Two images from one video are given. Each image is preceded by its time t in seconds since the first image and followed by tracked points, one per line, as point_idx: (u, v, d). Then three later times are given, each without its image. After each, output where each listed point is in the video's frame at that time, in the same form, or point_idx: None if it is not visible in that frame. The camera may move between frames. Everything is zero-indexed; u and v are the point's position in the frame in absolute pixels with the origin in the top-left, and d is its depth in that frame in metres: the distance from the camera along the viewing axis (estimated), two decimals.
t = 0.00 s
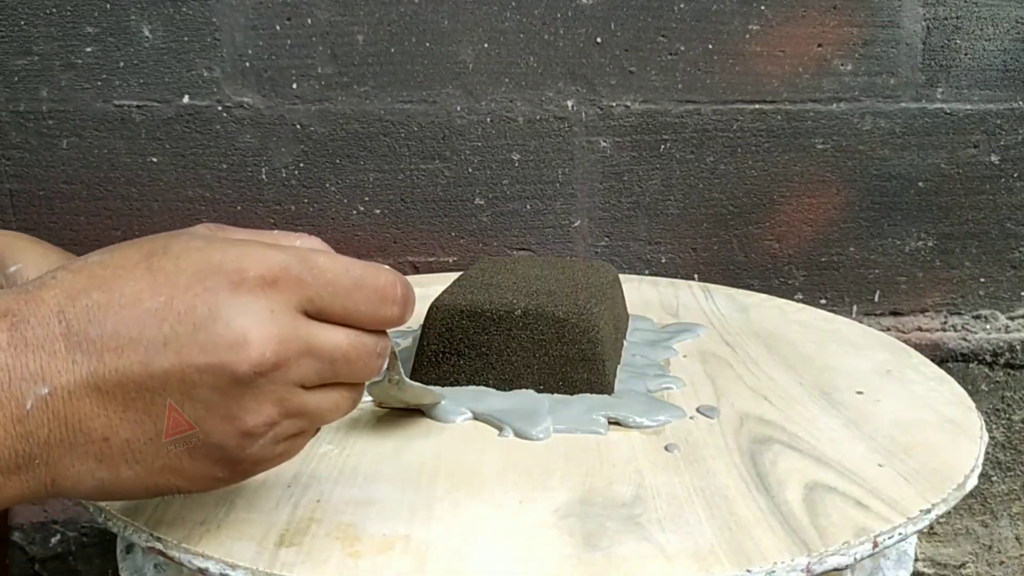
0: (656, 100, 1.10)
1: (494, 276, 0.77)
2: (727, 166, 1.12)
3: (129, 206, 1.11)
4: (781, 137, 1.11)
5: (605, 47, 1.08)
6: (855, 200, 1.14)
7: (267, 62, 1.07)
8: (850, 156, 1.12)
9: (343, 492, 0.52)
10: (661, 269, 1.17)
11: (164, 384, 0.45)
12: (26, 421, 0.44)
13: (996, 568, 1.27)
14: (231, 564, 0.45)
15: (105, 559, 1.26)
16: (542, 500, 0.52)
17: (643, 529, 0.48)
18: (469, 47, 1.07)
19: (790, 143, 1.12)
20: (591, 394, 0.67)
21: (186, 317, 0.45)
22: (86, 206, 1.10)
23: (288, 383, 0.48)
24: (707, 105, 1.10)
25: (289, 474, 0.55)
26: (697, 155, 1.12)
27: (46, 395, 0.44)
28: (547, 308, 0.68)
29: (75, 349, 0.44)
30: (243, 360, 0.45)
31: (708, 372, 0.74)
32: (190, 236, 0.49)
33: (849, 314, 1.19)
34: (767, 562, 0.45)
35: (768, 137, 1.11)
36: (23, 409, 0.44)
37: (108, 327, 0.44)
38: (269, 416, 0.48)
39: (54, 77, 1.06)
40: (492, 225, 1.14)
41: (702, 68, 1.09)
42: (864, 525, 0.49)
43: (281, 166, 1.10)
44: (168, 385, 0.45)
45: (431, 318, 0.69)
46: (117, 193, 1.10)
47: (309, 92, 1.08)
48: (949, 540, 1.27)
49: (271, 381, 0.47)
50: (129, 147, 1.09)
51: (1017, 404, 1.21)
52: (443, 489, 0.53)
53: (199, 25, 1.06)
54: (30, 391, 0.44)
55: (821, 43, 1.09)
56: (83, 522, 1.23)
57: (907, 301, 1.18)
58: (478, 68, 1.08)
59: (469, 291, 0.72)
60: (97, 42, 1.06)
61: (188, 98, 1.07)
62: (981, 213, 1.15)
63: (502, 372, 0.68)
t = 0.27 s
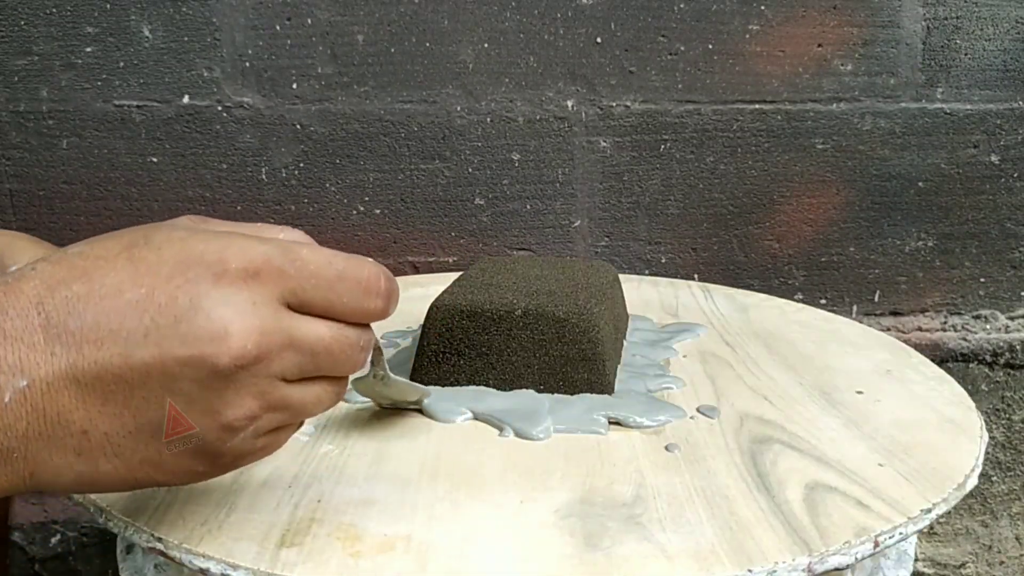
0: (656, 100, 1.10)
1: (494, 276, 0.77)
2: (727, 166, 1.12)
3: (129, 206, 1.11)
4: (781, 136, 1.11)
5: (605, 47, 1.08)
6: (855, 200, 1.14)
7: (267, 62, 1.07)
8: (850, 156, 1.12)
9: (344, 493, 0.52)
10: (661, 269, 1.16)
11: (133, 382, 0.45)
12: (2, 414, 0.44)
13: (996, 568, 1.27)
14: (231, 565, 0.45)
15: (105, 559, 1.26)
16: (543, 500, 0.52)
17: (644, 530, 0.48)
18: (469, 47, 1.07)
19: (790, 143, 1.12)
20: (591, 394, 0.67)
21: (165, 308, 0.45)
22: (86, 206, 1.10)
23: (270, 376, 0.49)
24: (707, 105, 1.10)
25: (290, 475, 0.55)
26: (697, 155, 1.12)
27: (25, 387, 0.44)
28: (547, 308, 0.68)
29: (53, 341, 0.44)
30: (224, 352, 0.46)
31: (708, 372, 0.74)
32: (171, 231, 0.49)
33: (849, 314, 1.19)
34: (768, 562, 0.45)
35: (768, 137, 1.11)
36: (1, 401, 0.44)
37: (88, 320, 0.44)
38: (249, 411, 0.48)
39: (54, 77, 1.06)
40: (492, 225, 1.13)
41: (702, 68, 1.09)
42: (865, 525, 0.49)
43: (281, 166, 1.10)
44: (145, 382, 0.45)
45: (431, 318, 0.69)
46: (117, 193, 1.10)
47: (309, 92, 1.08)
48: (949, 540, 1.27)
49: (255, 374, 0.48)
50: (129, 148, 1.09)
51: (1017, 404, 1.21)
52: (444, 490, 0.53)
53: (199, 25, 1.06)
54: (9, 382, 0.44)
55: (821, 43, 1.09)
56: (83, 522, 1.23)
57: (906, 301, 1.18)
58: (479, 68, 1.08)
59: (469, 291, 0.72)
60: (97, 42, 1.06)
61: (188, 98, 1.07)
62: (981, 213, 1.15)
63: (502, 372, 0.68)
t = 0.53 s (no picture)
0: (656, 100, 1.10)
1: (494, 276, 0.77)
2: (727, 166, 1.12)
3: (129, 206, 1.11)
4: (781, 136, 1.11)
5: (605, 47, 1.08)
6: (855, 200, 1.14)
7: (267, 62, 1.07)
8: (850, 156, 1.12)
9: (343, 493, 0.52)
10: (661, 270, 1.16)
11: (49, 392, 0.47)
12: None
13: (996, 568, 1.27)
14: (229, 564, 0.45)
15: (105, 559, 1.26)
16: (542, 500, 0.52)
17: (642, 530, 0.48)
18: (469, 47, 1.07)
19: (790, 143, 1.12)
20: (591, 394, 0.67)
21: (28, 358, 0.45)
22: (86, 206, 1.11)
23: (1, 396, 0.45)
24: (707, 105, 1.10)
25: (288, 474, 0.55)
26: (697, 155, 1.12)
27: None
28: (546, 308, 0.68)
29: None
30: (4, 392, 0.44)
31: (708, 373, 0.73)
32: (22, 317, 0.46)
33: (849, 314, 1.19)
34: (766, 562, 0.45)
35: (769, 137, 1.11)
36: None
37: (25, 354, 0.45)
38: None
39: (54, 77, 1.06)
40: (491, 225, 1.13)
41: (702, 69, 1.09)
42: (864, 525, 0.49)
43: (281, 166, 1.10)
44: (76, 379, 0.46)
45: (430, 318, 0.69)
46: (116, 193, 1.10)
47: (309, 92, 1.08)
48: (949, 540, 1.27)
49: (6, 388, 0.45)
50: (129, 148, 1.09)
51: (1017, 404, 1.21)
52: (442, 490, 0.53)
53: (199, 25, 1.06)
54: None
55: (821, 43, 1.09)
56: (83, 522, 1.23)
57: (907, 301, 1.18)
58: (479, 69, 1.08)
59: (468, 291, 0.72)
60: (97, 42, 1.06)
61: (188, 98, 1.07)
62: (981, 213, 1.15)
63: (501, 372, 0.68)
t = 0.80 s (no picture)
0: (656, 100, 1.10)
1: (493, 275, 0.77)
2: (727, 166, 1.12)
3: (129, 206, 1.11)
4: (781, 136, 1.11)
5: (605, 47, 1.08)
6: (855, 200, 1.14)
7: (267, 63, 1.07)
8: (850, 156, 1.12)
9: (352, 494, 0.52)
10: (661, 270, 1.16)
11: None
12: None
13: (996, 568, 1.27)
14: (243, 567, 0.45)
15: (105, 559, 1.26)
16: (550, 500, 0.52)
17: (655, 528, 0.48)
18: (469, 47, 1.07)
19: (790, 143, 1.12)
20: (594, 394, 0.67)
21: None
22: (86, 206, 1.11)
23: None
24: (707, 105, 1.10)
25: (295, 476, 0.54)
26: (697, 155, 1.12)
27: None
28: (549, 308, 0.68)
29: None
30: None
31: (708, 371, 0.73)
32: None
33: (849, 314, 1.19)
34: (780, 559, 0.45)
35: (768, 137, 1.11)
36: None
37: None
38: None
39: (54, 77, 1.06)
40: (492, 225, 1.13)
41: (702, 68, 1.09)
42: (873, 521, 0.49)
43: (281, 166, 1.10)
44: None
45: (432, 319, 0.68)
46: (116, 193, 1.10)
47: (309, 92, 1.08)
48: (949, 540, 1.27)
49: None
50: (129, 148, 1.09)
51: (1017, 404, 1.21)
52: (451, 490, 0.53)
53: (199, 25, 1.06)
54: None
55: (821, 43, 1.09)
56: (83, 522, 1.23)
57: (907, 301, 1.18)
58: (479, 69, 1.08)
59: (469, 291, 0.71)
60: (97, 42, 1.06)
61: (188, 98, 1.07)
62: (981, 213, 1.15)
63: (505, 372, 0.68)
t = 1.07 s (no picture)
0: (656, 100, 1.10)
1: (493, 275, 0.77)
2: (727, 166, 1.12)
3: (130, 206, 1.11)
4: (781, 136, 1.11)
5: (605, 47, 1.08)
6: (855, 200, 1.14)
7: (267, 62, 1.07)
8: (850, 156, 1.12)
9: (364, 496, 0.52)
10: (661, 270, 1.16)
11: None
12: None
13: (996, 568, 1.27)
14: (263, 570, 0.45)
15: (105, 559, 1.26)
16: (563, 500, 0.52)
17: (671, 526, 0.48)
18: (469, 47, 1.07)
19: (790, 143, 1.12)
20: (599, 393, 0.67)
21: None
22: (86, 206, 1.11)
23: None
24: (707, 105, 1.10)
25: (305, 479, 0.54)
26: (697, 155, 1.12)
27: None
28: (552, 308, 0.68)
29: None
30: None
31: (708, 369, 0.73)
32: None
33: (849, 314, 1.19)
34: (798, 554, 0.45)
35: (768, 137, 1.11)
36: None
37: None
38: None
39: (54, 77, 1.06)
40: (492, 225, 1.13)
41: (702, 68, 1.09)
42: (886, 515, 0.49)
43: (281, 166, 1.10)
44: None
45: (436, 319, 0.68)
46: (117, 193, 1.10)
47: (309, 92, 1.08)
48: (949, 540, 1.27)
49: None
50: (129, 147, 1.09)
51: (1017, 404, 1.21)
52: (463, 492, 0.53)
53: (199, 25, 1.06)
54: None
55: (821, 43, 1.09)
56: (83, 522, 1.23)
57: (907, 301, 1.18)
58: (479, 69, 1.08)
59: (472, 292, 0.71)
60: (97, 42, 1.06)
61: (188, 98, 1.07)
62: (981, 213, 1.15)
63: (509, 372, 0.68)
